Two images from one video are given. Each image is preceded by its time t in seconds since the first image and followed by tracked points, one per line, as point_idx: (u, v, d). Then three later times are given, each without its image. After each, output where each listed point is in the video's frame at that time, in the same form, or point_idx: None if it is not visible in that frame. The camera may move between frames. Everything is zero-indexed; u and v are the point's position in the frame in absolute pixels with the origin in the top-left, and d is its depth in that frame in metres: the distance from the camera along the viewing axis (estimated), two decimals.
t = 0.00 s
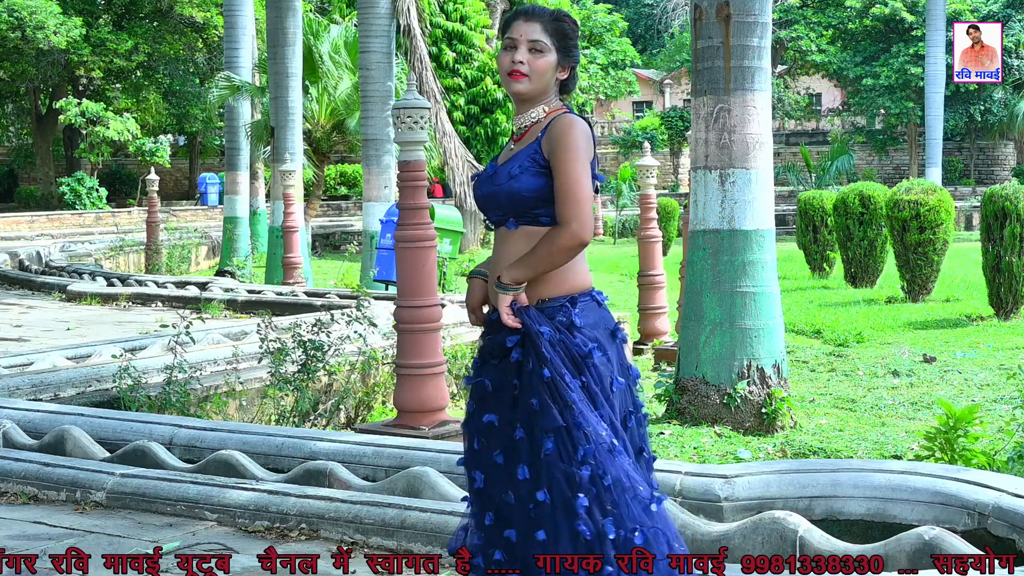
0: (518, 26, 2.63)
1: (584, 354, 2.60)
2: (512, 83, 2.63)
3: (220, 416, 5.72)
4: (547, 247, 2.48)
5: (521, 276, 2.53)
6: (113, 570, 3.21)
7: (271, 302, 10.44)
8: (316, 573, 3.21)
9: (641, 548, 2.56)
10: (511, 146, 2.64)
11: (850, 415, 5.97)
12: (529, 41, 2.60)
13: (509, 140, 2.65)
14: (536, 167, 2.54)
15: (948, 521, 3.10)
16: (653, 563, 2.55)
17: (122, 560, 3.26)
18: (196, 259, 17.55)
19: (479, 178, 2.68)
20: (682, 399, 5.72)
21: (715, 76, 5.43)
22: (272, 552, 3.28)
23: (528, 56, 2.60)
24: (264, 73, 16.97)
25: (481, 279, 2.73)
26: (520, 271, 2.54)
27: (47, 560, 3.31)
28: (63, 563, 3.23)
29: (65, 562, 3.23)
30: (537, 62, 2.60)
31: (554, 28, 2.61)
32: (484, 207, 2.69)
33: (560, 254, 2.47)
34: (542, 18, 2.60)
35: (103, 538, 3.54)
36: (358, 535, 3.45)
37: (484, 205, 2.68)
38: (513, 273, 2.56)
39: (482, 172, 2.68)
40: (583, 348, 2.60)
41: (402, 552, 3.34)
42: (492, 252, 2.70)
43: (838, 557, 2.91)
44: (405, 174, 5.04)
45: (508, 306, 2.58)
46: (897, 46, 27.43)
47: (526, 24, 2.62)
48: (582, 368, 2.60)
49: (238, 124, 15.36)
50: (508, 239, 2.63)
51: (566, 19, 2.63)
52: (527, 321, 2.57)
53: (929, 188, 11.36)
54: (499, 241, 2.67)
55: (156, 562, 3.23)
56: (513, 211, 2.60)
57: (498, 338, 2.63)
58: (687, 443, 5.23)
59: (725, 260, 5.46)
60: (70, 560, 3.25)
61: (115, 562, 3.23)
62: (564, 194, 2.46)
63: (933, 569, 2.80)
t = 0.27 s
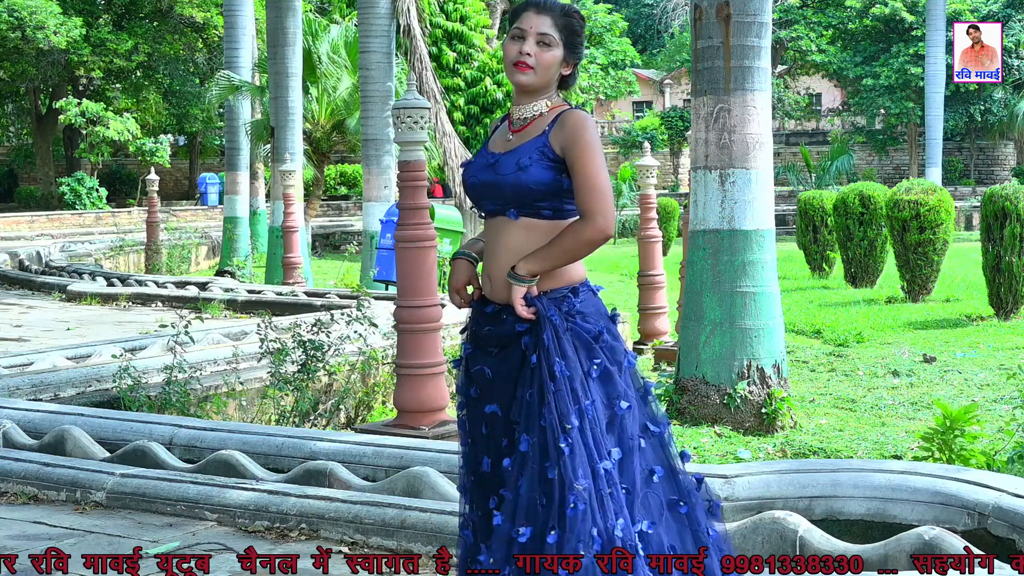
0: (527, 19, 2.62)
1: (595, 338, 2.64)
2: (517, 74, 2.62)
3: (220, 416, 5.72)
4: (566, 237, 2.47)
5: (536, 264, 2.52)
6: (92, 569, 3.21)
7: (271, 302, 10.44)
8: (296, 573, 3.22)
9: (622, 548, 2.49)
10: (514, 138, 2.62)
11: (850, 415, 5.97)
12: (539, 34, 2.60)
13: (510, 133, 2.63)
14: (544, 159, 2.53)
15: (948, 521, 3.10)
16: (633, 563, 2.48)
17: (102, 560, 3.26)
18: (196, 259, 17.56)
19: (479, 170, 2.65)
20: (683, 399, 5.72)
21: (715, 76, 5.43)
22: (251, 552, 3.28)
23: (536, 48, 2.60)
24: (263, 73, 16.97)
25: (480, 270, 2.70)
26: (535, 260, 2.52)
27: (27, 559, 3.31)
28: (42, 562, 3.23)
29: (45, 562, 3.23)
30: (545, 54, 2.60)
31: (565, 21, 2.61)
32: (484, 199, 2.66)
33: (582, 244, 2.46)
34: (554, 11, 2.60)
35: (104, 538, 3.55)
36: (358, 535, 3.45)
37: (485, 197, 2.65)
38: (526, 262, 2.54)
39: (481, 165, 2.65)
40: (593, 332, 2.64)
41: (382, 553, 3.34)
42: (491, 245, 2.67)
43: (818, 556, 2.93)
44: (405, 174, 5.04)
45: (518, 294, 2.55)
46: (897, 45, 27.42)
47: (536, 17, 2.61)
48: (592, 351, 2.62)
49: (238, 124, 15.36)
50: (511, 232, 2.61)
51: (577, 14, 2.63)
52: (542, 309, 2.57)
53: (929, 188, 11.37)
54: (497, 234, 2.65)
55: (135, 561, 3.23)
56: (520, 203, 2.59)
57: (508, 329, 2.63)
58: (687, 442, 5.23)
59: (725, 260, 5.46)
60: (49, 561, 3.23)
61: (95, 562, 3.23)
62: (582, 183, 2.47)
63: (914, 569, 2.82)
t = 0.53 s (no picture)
0: (510, 49, 2.66)
1: (615, 338, 2.78)
2: (509, 105, 2.66)
3: (220, 416, 5.72)
4: (601, 256, 2.65)
5: (576, 284, 2.62)
6: (72, 569, 3.21)
7: (271, 302, 10.44)
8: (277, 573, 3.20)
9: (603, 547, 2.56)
10: (513, 168, 2.65)
11: (850, 415, 5.97)
12: (525, 63, 2.65)
13: (505, 161, 2.66)
14: (559, 184, 2.63)
15: (948, 521, 3.10)
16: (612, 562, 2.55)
17: (81, 561, 3.24)
18: (195, 259, 17.56)
19: (486, 202, 2.65)
20: (683, 399, 5.72)
21: (715, 76, 5.43)
22: (231, 552, 3.27)
23: (523, 77, 2.65)
24: (263, 73, 16.97)
25: (492, 295, 2.71)
26: (574, 276, 2.63)
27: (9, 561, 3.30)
28: (23, 562, 3.22)
29: (25, 562, 3.22)
30: (533, 83, 2.66)
31: (545, 48, 2.69)
32: (494, 230, 2.67)
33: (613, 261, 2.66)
34: (536, 38, 2.66)
35: (103, 538, 3.54)
36: (358, 535, 3.44)
37: (497, 228, 2.66)
38: (566, 282, 2.62)
39: (486, 197, 2.65)
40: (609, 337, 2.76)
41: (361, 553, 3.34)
42: (503, 272, 2.68)
43: (801, 556, 2.96)
44: (405, 174, 5.05)
45: (560, 314, 2.62)
46: (897, 45, 27.42)
47: (519, 45, 2.66)
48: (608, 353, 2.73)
49: (238, 124, 15.36)
50: (529, 255, 2.67)
51: (553, 40, 2.72)
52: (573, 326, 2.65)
53: (929, 188, 11.36)
54: (510, 256, 2.68)
55: (116, 561, 3.22)
56: (542, 229, 2.65)
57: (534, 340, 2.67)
58: (687, 442, 5.23)
59: (725, 260, 5.46)
60: (29, 561, 3.22)
61: (75, 562, 3.23)
62: (599, 205, 2.67)
63: (893, 570, 2.83)
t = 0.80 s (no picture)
0: (527, 41, 2.69)
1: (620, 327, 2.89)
2: (533, 94, 2.69)
3: (220, 416, 5.71)
4: (614, 234, 2.81)
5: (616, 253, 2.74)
6: (51, 569, 3.21)
7: (271, 302, 10.44)
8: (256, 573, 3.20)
9: (579, 547, 2.58)
10: (541, 152, 2.70)
11: (850, 415, 5.97)
12: (542, 53, 2.69)
13: (533, 145, 2.69)
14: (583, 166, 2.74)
15: (948, 521, 3.10)
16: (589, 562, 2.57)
17: (63, 561, 3.26)
18: (195, 259, 17.56)
19: (527, 181, 2.65)
20: (683, 399, 5.72)
21: (715, 76, 5.43)
22: (212, 552, 3.27)
23: (543, 68, 2.70)
24: (263, 73, 16.97)
25: (524, 278, 2.68)
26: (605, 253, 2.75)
27: None
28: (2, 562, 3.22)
29: (4, 562, 3.22)
30: (553, 71, 2.72)
31: (555, 40, 2.75)
32: (532, 207, 2.66)
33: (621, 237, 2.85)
34: (549, 30, 2.72)
35: (103, 538, 3.54)
36: (358, 535, 3.44)
37: (537, 205, 2.66)
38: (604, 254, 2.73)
39: (527, 176, 2.65)
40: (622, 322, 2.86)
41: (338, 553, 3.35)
42: (540, 252, 2.68)
43: (777, 556, 3.00)
44: (405, 173, 5.05)
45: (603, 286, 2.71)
46: (897, 45, 27.43)
47: (536, 37, 2.70)
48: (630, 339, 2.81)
49: (238, 124, 15.36)
50: (562, 235, 2.72)
51: (558, 34, 2.79)
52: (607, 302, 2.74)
53: (929, 188, 11.36)
54: (544, 238, 2.69)
55: (95, 562, 3.24)
56: (577, 204, 2.71)
57: (576, 322, 2.70)
58: (687, 442, 5.23)
59: (725, 260, 5.46)
60: (9, 561, 3.22)
61: (54, 561, 3.24)
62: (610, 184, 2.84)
63: (873, 569, 2.87)
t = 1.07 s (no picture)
0: (545, 46, 2.70)
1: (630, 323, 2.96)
2: (557, 96, 2.70)
3: (220, 416, 5.71)
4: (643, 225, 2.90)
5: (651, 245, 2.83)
6: (31, 569, 3.21)
7: (271, 302, 10.44)
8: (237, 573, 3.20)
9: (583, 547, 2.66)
10: (576, 153, 2.73)
11: (850, 415, 5.97)
12: (559, 57, 2.70)
13: (570, 148, 2.72)
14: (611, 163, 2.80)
15: (948, 521, 3.11)
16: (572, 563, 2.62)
17: (41, 560, 3.26)
18: (195, 259, 17.55)
19: (577, 183, 2.68)
20: (683, 400, 5.73)
21: (715, 76, 5.43)
22: (191, 553, 3.27)
23: (562, 70, 2.70)
24: (263, 73, 16.96)
25: (574, 280, 2.70)
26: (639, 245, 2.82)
27: None
28: None
29: None
30: (574, 71, 2.73)
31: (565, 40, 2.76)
32: (581, 209, 2.69)
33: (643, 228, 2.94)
34: (562, 33, 2.73)
35: (103, 538, 3.54)
36: (358, 535, 3.44)
37: (586, 206, 2.70)
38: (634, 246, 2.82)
39: (575, 179, 2.69)
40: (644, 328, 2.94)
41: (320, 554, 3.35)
42: (589, 252, 2.72)
43: (764, 557, 3.01)
44: (405, 174, 5.05)
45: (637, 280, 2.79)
46: (897, 45, 27.42)
47: (550, 42, 2.71)
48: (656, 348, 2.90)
49: (238, 124, 15.37)
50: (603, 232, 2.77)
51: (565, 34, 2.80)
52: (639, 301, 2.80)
53: (929, 188, 11.36)
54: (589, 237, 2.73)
55: (75, 561, 3.24)
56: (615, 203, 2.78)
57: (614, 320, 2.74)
58: (687, 443, 5.23)
59: (725, 260, 5.46)
60: None
61: (34, 562, 3.23)
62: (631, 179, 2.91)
63: (853, 569, 2.89)
